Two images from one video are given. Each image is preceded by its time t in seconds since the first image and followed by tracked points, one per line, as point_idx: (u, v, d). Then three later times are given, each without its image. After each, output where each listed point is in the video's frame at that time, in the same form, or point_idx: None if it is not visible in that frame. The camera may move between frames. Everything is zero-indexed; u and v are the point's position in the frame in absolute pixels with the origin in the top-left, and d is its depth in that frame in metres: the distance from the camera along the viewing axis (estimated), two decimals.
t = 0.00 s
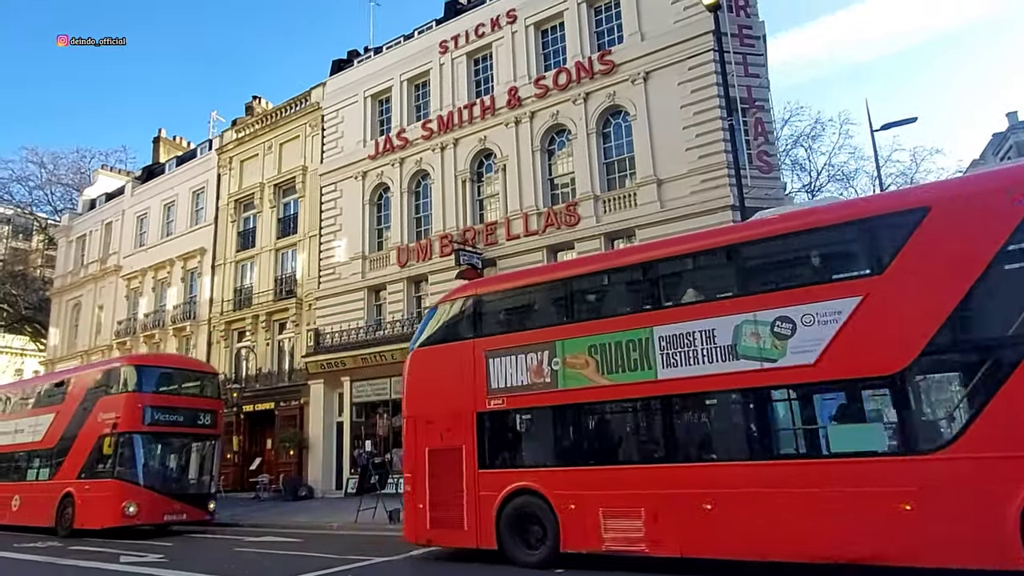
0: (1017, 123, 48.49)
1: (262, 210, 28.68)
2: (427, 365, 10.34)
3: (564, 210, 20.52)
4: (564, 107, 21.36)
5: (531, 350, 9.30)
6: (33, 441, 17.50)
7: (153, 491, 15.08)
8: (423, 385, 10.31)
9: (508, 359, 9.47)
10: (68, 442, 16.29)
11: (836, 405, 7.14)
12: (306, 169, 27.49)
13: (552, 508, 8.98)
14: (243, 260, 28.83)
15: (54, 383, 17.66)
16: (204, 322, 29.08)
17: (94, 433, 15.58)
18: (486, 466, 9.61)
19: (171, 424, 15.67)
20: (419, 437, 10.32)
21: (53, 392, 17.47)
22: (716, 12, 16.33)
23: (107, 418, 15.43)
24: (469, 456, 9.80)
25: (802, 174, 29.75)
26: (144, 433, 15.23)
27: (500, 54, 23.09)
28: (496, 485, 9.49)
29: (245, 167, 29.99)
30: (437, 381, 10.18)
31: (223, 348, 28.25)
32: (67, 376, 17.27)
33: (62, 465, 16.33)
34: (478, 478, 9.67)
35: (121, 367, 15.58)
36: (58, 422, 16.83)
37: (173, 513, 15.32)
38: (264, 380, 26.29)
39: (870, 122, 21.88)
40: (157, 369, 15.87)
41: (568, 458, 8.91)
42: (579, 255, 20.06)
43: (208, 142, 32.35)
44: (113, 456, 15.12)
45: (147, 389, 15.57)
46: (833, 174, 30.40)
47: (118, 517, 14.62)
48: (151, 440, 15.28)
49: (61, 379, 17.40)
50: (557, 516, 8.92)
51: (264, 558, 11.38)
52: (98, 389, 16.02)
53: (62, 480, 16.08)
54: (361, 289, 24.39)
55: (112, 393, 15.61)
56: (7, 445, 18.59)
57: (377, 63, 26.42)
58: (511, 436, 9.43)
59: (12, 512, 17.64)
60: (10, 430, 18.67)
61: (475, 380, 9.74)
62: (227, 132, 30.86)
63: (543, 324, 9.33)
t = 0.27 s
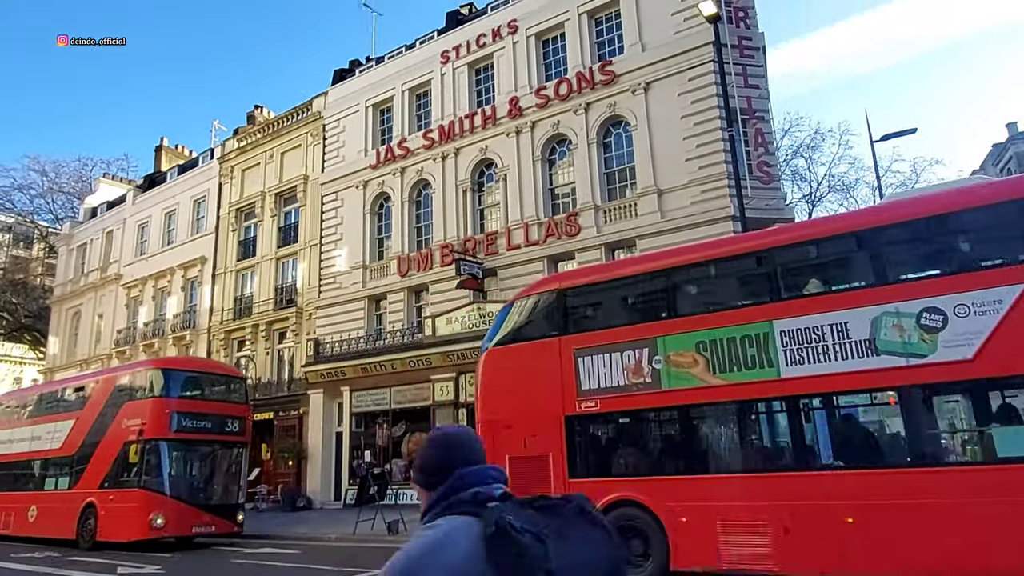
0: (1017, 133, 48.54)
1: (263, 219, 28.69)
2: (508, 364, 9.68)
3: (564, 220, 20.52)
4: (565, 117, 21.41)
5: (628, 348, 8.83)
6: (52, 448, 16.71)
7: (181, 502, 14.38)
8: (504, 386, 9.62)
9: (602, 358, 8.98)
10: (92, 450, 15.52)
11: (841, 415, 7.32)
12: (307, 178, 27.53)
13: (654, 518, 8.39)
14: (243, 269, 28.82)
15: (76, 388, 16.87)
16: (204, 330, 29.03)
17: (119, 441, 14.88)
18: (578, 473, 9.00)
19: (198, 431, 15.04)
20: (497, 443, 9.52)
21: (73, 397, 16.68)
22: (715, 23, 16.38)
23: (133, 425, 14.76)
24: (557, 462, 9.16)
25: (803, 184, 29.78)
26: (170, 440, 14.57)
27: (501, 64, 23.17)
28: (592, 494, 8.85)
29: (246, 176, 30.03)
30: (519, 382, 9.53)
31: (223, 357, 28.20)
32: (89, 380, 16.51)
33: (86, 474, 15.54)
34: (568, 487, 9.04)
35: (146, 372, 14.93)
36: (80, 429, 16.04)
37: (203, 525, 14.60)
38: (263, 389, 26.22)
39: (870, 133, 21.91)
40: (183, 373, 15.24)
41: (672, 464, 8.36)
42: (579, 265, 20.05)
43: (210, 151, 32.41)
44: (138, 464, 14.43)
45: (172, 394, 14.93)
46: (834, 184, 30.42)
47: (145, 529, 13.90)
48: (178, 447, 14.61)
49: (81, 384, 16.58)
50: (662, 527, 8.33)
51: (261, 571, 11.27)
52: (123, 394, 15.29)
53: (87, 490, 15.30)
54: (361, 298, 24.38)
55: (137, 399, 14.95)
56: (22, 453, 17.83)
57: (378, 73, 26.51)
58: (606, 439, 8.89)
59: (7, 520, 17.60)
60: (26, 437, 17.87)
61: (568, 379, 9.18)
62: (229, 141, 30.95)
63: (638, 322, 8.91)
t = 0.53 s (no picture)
0: (1016, 138, 48.57)
1: (263, 223, 28.69)
2: (605, 355, 8.69)
3: (565, 225, 20.53)
4: (566, 121, 21.42)
5: (746, 337, 7.84)
6: (72, 449, 15.67)
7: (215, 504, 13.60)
8: (601, 379, 8.65)
9: (719, 347, 7.96)
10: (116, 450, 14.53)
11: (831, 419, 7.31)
12: (307, 183, 27.54)
13: (787, 523, 7.42)
14: (243, 273, 28.81)
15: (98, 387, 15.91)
16: (203, 334, 29.01)
17: (147, 441, 14.02)
18: (691, 474, 8.00)
19: (231, 431, 14.35)
20: (595, 442, 8.63)
21: (96, 396, 15.70)
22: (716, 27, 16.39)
23: (162, 424, 13.98)
24: (667, 461, 8.16)
25: (803, 188, 29.80)
26: (202, 441, 13.84)
27: (502, 68, 23.20)
28: (711, 498, 7.85)
29: (247, 180, 30.04)
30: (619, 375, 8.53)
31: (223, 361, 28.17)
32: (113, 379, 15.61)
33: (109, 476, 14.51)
34: (681, 490, 8.04)
35: (177, 370, 14.33)
36: (102, 428, 15.03)
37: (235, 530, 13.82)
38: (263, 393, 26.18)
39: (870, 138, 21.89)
40: (214, 371, 14.67)
41: (798, 464, 7.47)
42: (580, 269, 20.04)
43: (210, 155, 32.43)
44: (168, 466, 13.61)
45: (204, 393, 14.29)
46: (834, 189, 30.46)
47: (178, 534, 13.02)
48: (211, 448, 13.89)
49: (104, 382, 15.71)
50: (797, 537, 7.37)
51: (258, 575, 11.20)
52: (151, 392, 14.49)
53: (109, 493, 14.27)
54: (361, 302, 24.36)
55: (166, 397, 14.23)
56: (37, 454, 16.76)
57: (379, 77, 26.54)
58: (721, 439, 7.88)
59: (2, 525, 17.46)
60: (43, 438, 16.79)
61: (677, 371, 8.16)
62: (230, 144, 30.97)
63: (696, 315, 8.26)
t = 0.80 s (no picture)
0: (1016, 150, 48.70)
1: (264, 231, 28.72)
2: (727, 346, 7.72)
3: (565, 234, 20.56)
4: (567, 131, 21.48)
5: (898, 328, 6.90)
6: (98, 454, 14.72)
7: (252, 513, 12.33)
8: (723, 374, 7.68)
9: (865, 340, 7.03)
10: (147, 455, 13.52)
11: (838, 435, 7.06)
12: (308, 191, 27.58)
13: (953, 530, 6.48)
14: (244, 281, 28.82)
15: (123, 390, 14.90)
16: (203, 342, 28.97)
17: (180, 446, 12.82)
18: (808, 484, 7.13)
19: (267, 436, 12.91)
20: (715, 444, 7.64)
21: (123, 398, 14.72)
22: (716, 38, 16.43)
23: (195, 428, 12.67)
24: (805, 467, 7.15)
25: (803, 199, 29.88)
26: (238, 446, 12.48)
27: (503, 79, 23.29)
28: (859, 508, 6.88)
29: (248, 188, 30.09)
30: (743, 369, 7.57)
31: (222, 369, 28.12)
32: (140, 380, 14.56)
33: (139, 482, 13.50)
34: (825, 499, 7.06)
35: (209, 370, 12.87)
36: (130, 432, 14.03)
37: (275, 541, 12.52)
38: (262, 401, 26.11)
39: (871, 149, 21.92)
40: (248, 370, 13.13)
41: (879, 476, 6.88)
42: (580, 279, 20.05)
43: (212, 163, 32.51)
44: (204, 472, 12.29)
45: (239, 394, 12.83)
46: (834, 200, 30.53)
47: (213, 544, 11.81)
48: (246, 455, 12.49)
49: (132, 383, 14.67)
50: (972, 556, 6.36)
51: None
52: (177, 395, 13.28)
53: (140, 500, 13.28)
54: (362, 311, 24.36)
55: (197, 399, 12.88)
56: (59, 461, 15.83)
57: (382, 86, 26.65)
58: (864, 441, 6.96)
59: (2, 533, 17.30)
60: (66, 444, 15.84)
61: (815, 365, 7.19)
62: (231, 153, 31.05)
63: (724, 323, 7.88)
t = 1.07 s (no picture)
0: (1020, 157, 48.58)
1: (267, 236, 28.76)
2: (883, 334, 6.64)
3: (567, 240, 20.56)
4: (569, 137, 21.52)
5: None
6: (130, 457, 14.32)
7: (298, 519, 11.94)
8: (879, 361, 6.56)
9: None
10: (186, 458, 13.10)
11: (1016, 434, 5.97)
12: (311, 197, 27.63)
13: None
14: (247, 287, 28.85)
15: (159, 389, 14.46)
16: (206, 347, 28.98)
17: (224, 447, 12.45)
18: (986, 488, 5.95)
19: (312, 437, 12.56)
20: (874, 439, 6.35)
21: (157, 398, 14.29)
22: (718, 45, 16.46)
23: (240, 428, 12.35)
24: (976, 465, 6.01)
25: (806, 206, 29.84)
26: (283, 448, 12.15)
27: (506, 85, 23.36)
28: None
29: (251, 194, 30.16)
30: (893, 357, 6.51)
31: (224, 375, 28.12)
32: (178, 378, 14.14)
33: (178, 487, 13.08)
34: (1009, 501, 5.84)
35: (253, 368, 12.58)
36: (167, 434, 13.64)
37: (322, 548, 12.15)
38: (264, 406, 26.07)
39: (874, 156, 21.87)
40: (292, 369, 12.81)
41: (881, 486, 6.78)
42: (582, 285, 20.04)
43: (216, 169, 32.61)
44: (250, 475, 11.96)
45: (284, 393, 12.50)
46: (837, 207, 30.49)
47: (261, 551, 11.46)
48: (292, 457, 12.15)
49: (167, 383, 14.25)
50: None
51: None
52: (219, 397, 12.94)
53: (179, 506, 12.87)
54: (364, 317, 24.37)
55: (240, 399, 12.58)
56: (87, 464, 15.45)
57: (385, 93, 26.74)
58: None
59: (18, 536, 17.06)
60: (94, 446, 15.42)
61: (998, 350, 6.13)
62: (234, 159, 31.15)
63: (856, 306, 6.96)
